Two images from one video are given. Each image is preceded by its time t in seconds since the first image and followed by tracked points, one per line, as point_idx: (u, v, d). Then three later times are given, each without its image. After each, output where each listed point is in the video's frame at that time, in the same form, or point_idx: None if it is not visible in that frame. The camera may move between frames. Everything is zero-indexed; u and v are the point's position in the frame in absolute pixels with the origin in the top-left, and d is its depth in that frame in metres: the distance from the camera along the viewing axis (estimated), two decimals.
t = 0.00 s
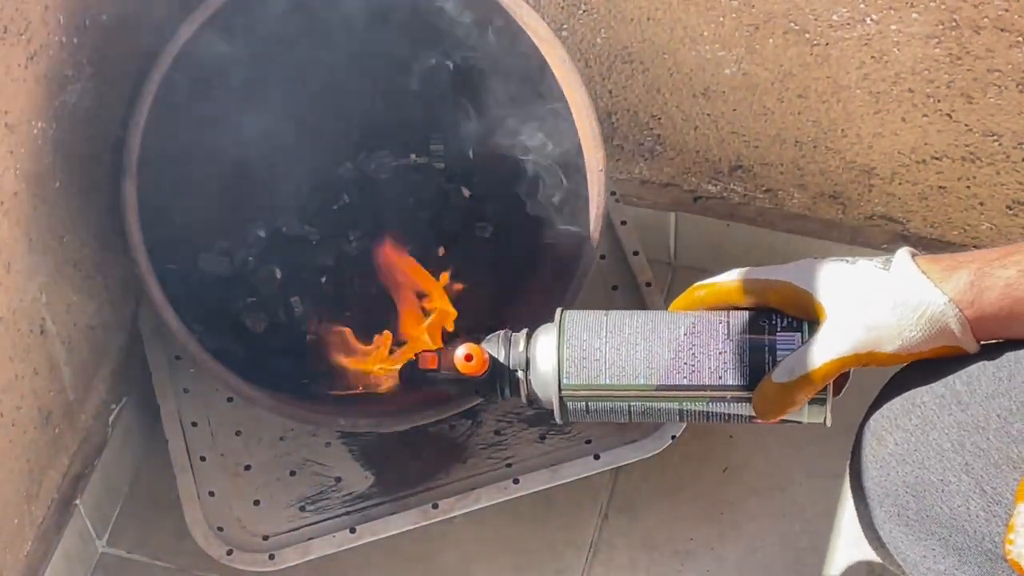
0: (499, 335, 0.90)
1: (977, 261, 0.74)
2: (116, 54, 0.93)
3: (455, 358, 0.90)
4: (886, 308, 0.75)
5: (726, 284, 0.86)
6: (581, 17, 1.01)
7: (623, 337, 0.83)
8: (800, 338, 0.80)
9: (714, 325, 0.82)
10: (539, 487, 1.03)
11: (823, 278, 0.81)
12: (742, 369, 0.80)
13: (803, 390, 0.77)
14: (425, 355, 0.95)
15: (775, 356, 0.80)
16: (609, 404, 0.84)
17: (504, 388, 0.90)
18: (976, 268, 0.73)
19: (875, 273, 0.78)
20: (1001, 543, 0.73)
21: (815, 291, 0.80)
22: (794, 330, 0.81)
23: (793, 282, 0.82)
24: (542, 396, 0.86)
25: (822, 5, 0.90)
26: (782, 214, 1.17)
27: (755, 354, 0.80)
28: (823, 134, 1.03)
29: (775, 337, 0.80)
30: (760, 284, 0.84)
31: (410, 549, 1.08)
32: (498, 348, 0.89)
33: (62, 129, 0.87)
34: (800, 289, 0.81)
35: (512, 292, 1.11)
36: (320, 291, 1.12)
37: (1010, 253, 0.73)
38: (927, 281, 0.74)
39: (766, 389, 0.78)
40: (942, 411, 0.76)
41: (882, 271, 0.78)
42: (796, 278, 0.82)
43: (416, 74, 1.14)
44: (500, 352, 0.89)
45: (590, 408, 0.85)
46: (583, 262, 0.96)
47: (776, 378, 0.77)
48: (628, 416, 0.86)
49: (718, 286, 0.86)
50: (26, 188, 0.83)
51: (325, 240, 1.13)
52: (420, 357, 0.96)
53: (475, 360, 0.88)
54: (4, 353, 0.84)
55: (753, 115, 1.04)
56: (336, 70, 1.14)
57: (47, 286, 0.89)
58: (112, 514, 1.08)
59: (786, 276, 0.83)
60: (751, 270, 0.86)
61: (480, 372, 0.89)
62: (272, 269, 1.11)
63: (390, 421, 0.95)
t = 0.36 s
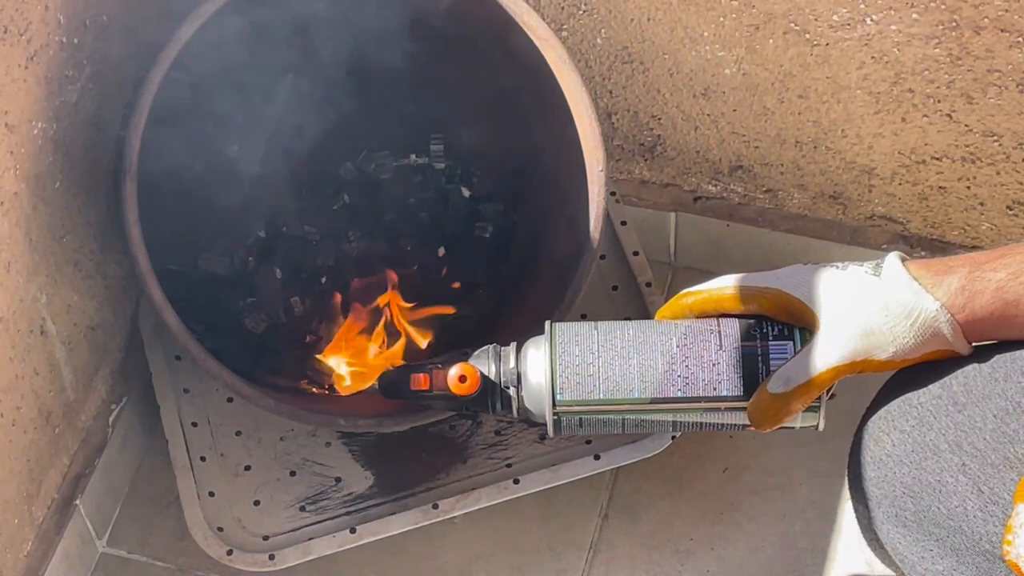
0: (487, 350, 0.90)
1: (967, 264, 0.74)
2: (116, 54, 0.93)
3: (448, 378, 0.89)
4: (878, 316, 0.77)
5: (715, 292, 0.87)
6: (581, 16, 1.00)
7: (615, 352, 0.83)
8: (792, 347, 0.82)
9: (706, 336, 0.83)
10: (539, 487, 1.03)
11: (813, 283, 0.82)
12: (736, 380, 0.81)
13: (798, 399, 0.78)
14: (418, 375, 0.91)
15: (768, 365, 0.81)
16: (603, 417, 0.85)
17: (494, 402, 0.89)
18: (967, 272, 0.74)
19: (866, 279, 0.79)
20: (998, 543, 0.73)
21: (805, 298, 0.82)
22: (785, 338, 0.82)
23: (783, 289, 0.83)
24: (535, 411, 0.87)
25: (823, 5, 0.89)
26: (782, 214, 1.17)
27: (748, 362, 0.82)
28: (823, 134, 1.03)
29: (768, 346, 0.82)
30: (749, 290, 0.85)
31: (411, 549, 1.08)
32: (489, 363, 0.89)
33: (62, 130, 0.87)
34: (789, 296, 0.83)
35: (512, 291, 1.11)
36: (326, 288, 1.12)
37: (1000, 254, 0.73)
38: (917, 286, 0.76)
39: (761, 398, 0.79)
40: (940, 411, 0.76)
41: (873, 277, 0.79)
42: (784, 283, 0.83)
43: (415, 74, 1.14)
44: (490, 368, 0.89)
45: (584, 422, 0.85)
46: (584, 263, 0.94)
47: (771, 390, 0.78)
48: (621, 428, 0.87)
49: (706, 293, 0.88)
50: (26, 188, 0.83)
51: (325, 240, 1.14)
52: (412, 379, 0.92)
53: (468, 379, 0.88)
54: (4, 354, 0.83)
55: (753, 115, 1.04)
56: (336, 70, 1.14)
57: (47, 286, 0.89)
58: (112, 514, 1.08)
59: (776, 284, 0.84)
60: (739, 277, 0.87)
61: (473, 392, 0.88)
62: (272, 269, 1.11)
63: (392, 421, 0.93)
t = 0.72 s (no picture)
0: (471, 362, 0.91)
1: (948, 273, 0.76)
2: (116, 55, 0.93)
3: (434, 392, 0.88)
4: (860, 324, 0.78)
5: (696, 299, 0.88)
6: (581, 16, 1.00)
7: (600, 364, 0.84)
8: (775, 355, 0.84)
9: (690, 345, 0.85)
10: (539, 487, 1.03)
11: (795, 293, 0.83)
12: (720, 390, 0.84)
13: (781, 410, 0.80)
14: (403, 391, 0.91)
15: (752, 376, 0.84)
16: (588, 427, 0.86)
17: (478, 411, 0.90)
18: (948, 281, 0.75)
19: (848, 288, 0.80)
20: (990, 546, 0.71)
21: (787, 307, 0.83)
22: (768, 348, 0.84)
23: (767, 297, 0.84)
24: (519, 420, 0.87)
25: (822, 5, 0.89)
26: (782, 215, 1.17)
27: (732, 375, 0.84)
28: (822, 134, 1.03)
29: (751, 352, 0.84)
30: (730, 297, 0.86)
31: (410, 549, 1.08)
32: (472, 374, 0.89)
33: (61, 130, 0.87)
34: (772, 304, 0.84)
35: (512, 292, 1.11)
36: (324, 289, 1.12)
37: (978, 262, 0.75)
38: (899, 295, 0.76)
39: (744, 407, 0.81)
40: (930, 415, 0.77)
41: (856, 285, 0.80)
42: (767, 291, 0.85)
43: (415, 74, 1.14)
44: (474, 379, 0.89)
45: (569, 431, 0.86)
46: (584, 263, 0.94)
47: (755, 401, 0.80)
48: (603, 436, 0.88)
49: (689, 299, 0.89)
50: (26, 188, 0.83)
51: (324, 240, 1.13)
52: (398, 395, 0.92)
53: (454, 396, 0.88)
54: (4, 353, 0.83)
55: (753, 115, 1.04)
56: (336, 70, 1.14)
57: (47, 286, 0.89)
58: (111, 514, 1.08)
59: (759, 291, 0.85)
60: (719, 283, 0.88)
61: (460, 406, 0.89)
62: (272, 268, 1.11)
63: (390, 422, 0.94)
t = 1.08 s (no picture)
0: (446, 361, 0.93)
1: (917, 282, 0.79)
2: (117, 55, 0.93)
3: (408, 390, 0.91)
4: (830, 333, 0.82)
5: (669, 300, 0.90)
6: (581, 16, 1.00)
7: (573, 365, 0.85)
8: (745, 360, 0.86)
9: (663, 349, 0.86)
10: (539, 487, 1.03)
11: (766, 297, 0.86)
12: (690, 393, 0.85)
13: (752, 413, 0.82)
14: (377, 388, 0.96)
15: (723, 379, 0.85)
16: (559, 426, 0.87)
17: (449, 406, 0.92)
18: (915, 290, 0.79)
19: (820, 296, 0.84)
20: (986, 549, 0.72)
21: (759, 311, 0.86)
22: (739, 352, 0.86)
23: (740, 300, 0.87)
24: (491, 417, 0.87)
25: (822, 5, 0.89)
26: (782, 214, 1.17)
27: (704, 380, 0.85)
28: (823, 134, 1.03)
29: (722, 356, 0.86)
30: (703, 299, 0.88)
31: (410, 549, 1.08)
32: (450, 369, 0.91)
33: (62, 130, 0.87)
34: (744, 308, 0.86)
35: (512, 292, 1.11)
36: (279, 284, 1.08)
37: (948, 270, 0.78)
38: (869, 304, 0.80)
39: (714, 410, 0.83)
40: (924, 418, 0.77)
41: (828, 294, 0.83)
42: (742, 295, 0.87)
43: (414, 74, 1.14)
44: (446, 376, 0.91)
45: (541, 430, 0.87)
46: (584, 263, 0.94)
47: (723, 404, 0.82)
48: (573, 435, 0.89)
49: (660, 299, 0.90)
50: (26, 188, 0.83)
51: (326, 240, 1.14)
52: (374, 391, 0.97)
53: (428, 395, 0.90)
54: (4, 353, 0.84)
55: (753, 115, 1.04)
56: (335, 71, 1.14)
57: (47, 286, 0.89)
58: (111, 514, 1.08)
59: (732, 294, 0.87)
60: (690, 284, 0.90)
61: (433, 405, 0.91)
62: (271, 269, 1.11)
63: (391, 421, 0.92)
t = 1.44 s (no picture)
0: (437, 353, 0.91)
1: (909, 285, 0.80)
2: (117, 55, 0.93)
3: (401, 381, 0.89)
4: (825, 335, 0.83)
5: (663, 300, 0.90)
6: (581, 16, 1.00)
7: (567, 362, 0.85)
8: (737, 360, 0.86)
9: (657, 348, 0.86)
10: (538, 487, 1.03)
11: (761, 298, 0.87)
12: (682, 392, 0.85)
13: (743, 414, 0.83)
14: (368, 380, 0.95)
15: (714, 379, 0.85)
16: (551, 422, 0.87)
17: (439, 399, 0.90)
18: (908, 293, 0.79)
19: (815, 298, 0.85)
20: (987, 548, 0.71)
21: (754, 312, 0.86)
22: (731, 352, 0.86)
23: (733, 300, 0.88)
24: (483, 412, 0.87)
25: (823, 5, 0.89)
26: (782, 214, 1.17)
27: (696, 380, 0.85)
28: (822, 134, 1.03)
29: (714, 355, 0.86)
30: (697, 298, 0.89)
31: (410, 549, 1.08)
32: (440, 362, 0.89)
33: (61, 130, 0.87)
34: (738, 308, 0.87)
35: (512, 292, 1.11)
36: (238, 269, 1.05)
37: (940, 271, 0.79)
38: (864, 308, 0.81)
39: (706, 410, 0.83)
40: (924, 418, 0.77)
41: (825, 297, 0.84)
42: (736, 295, 0.88)
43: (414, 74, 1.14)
44: (438, 369, 0.89)
45: (533, 426, 0.87)
46: (584, 262, 0.94)
47: (715, 402, 0.83)
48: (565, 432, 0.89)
49: (654, 299, 0.91)
50: (26, 188, 0.83)
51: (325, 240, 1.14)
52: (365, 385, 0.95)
53: (421, 389, 0.88)
54: (4, 353, 0.83)
55: (753, 115, 1.04)
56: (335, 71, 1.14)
57: (47, 286, 0.89)
58: (111, 514, 1.08)
59: (725, 294, 0.88)
60: (683, 284, 0.91)
61: (427, 399, 0.89)
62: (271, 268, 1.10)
63: (392, 421, 0.92)
